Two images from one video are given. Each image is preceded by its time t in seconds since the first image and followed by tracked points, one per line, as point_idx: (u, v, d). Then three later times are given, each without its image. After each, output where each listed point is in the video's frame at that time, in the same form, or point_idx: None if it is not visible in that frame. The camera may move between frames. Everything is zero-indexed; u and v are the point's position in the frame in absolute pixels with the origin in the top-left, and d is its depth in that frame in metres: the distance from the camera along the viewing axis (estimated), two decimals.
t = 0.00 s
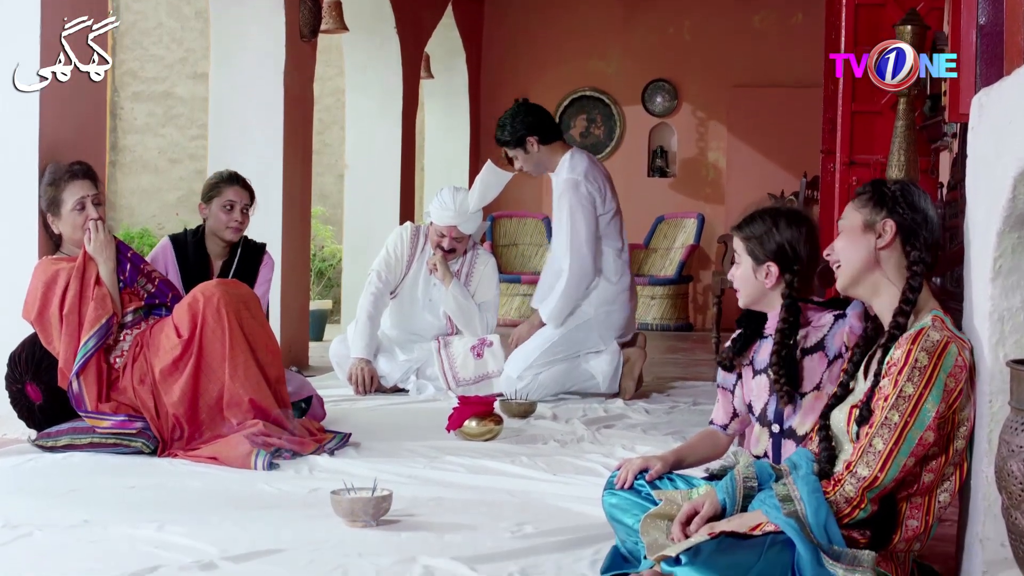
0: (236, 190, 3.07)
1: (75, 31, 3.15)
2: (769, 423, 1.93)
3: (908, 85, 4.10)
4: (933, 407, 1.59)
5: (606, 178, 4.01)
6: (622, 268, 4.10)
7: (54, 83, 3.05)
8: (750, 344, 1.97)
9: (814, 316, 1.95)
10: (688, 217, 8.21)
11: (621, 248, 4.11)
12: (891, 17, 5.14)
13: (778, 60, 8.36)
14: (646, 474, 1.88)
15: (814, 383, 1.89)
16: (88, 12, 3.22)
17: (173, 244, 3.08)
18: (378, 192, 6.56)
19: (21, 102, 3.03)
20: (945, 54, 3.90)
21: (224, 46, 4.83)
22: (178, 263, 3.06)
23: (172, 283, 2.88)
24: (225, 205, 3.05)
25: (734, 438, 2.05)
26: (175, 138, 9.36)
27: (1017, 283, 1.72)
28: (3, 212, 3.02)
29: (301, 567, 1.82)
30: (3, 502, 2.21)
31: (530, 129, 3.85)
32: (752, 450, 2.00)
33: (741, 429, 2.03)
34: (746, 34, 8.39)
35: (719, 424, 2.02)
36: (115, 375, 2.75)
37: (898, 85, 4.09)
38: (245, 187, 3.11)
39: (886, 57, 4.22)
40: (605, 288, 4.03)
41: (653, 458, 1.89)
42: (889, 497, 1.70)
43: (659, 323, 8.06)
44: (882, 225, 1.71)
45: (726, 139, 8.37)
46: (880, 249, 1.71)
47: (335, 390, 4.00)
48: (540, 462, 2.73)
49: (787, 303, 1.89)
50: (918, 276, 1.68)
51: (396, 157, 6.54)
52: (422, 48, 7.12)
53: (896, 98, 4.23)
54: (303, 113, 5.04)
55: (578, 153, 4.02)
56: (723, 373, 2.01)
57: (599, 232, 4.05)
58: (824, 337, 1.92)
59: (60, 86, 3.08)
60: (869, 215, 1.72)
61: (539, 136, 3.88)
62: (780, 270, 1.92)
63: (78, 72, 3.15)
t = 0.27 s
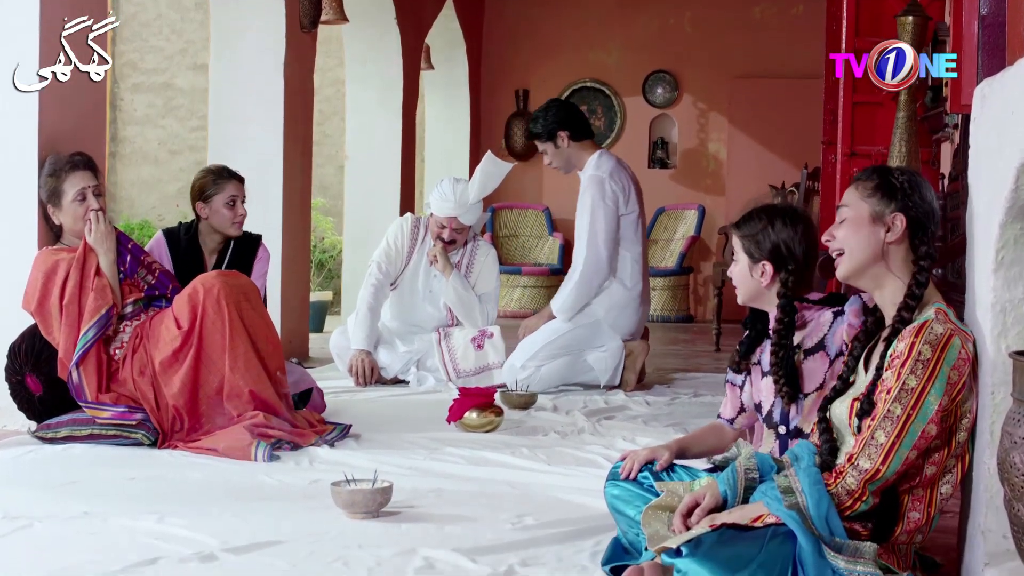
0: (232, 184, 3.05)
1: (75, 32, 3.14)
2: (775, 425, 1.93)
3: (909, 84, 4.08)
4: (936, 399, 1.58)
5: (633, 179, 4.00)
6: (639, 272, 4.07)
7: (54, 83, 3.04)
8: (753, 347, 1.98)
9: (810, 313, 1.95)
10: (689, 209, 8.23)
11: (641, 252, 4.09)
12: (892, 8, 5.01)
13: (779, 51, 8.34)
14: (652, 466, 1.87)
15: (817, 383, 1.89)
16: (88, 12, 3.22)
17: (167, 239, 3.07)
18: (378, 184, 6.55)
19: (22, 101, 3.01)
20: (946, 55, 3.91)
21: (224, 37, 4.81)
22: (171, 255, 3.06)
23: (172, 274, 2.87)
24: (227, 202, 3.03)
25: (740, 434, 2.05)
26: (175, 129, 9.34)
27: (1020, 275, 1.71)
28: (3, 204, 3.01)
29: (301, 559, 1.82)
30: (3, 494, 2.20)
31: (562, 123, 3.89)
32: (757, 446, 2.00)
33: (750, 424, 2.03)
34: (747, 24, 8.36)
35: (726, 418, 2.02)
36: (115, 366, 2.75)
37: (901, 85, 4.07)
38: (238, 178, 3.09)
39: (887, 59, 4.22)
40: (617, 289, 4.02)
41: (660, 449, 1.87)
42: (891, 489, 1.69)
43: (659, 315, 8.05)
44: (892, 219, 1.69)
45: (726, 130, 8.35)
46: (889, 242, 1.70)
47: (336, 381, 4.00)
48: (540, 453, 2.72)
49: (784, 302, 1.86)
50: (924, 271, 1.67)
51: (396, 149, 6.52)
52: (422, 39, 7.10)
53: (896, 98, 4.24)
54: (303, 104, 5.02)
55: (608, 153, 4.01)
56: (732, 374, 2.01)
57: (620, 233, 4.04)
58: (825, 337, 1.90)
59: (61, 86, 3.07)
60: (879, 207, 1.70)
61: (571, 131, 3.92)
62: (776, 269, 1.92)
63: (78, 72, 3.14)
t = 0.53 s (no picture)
0: (230, 179, 3.04)
1: (75, 32, 3.13)
2: (772, 415, 1.92)
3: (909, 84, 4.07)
4: (937, 392, 1.58)
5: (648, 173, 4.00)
6: (642, 267, 4.06)
7: (54, 84, 3.04)
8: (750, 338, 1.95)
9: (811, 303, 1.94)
10: (689, 202, 8.23)
11: (647, 248, 4.08)
12: None
13: (779, 43, 8.32)
14: (652, 461, 1.86)
15: (814, 372, 1.89)
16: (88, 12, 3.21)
17: (163, 232, 3.06)
18: (378, 177, 6.54)
19: (22, 102, 3.00)
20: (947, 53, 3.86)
21: (224, 30, 4.80)
22: (167, 246, 3.05)
23: (172, 266, 2.87)
24: (229, 197, 3.03)
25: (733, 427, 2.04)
26: (175, 122, 9.33)
27: (1021, 267, 1.71)
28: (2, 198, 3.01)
29: (301, 551, 1.82)
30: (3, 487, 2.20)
31: (582, 111, 3.86)
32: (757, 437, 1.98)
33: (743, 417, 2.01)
34: (748, 17, 8.33)
35: (721, 410, 2.01)
36: (115, 359, 2.75)
37: (902, 84, 4.06)
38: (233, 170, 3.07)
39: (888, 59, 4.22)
40: (618, 283, 4.02)
41: (659, 445, 1.88)
42: (891, 482, 1.69)
43: (660, 307, 8.04)
44: (900, 214, 1.68)
45: (726, 122, 8.33)
46: (897, 238, 1.69)
47: (336, 374, 3.99)
48: (540, 446, 2.72)
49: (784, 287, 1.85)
50: (927, 268, 1.67)
51: (396, 141, 6.51)
52: (422, 31, 7.08)
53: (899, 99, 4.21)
54: (303, 97, 5.01)
55: (624, 146, 4.01)
56: (726, 365, 2.00)
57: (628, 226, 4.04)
58: (822, 327, 1.90)
59: (61, 86, 3.07)
60: (887, 203, 1.68)
61: (590, 119, 3.90)
62: (776, 259, 1.92)
63: (78, 72, 3.14)
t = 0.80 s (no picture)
0: (238, 170, 3.05)
1: (75, 32, 3.13)
2: (768, 408, 1.93)
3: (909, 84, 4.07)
4: (938, 386, 1.58)
5: (652, 169, 3.99)
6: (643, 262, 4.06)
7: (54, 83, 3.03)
8: (746, 332, 1.96)
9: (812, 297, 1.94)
10: (689, 196, 8.23)
11: (649, 243, 4.08)
12: None
13: (780, 37, 8.30)
14: (652, 455, 1.86)
15: (808, 365, 1.88)
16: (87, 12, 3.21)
17: (168, 224, 3.06)
18: (378, 171, 6.53)
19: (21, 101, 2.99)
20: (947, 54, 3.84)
21: (223, 25, 4.79)
22: (173, 241, 3.05)
23: (172, 260, 2.87)
24: (238, 188, 3.04)
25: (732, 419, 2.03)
26: (175, 115, 9.32)
27: (1022, 261, 1.70)
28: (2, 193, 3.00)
29: (302, 545, 1.82)
30: (4, 481, 2.20)
31: (590, 104, 3.86)
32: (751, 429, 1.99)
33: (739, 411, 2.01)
34: (749, 10, 8.31)
35: (718, 406, 2.00)
36: (116, 352, 2.75)
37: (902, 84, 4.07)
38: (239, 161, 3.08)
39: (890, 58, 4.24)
40: (619, 277, 4.01)
41: (659, 439, 1.88)
42: (891, 476, 1.69)
43: (660, 301, 8.04)
44: (902, 218, 1.67)
45: (727, 116, 8.32)
46: (898, 240, 1.68)
47: (336, 368, 4.00)
48: (541, 440, 2.73)
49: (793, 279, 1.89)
50: (926, 269, 1.67)
51: (396, 135, 6.51)
52: (422, 25, 7.06)
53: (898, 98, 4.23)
54: (303, 90, 5.00)
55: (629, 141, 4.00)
56: (721, 360, 2.01)
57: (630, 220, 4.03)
58: (818, 319, 1.90)
59: (60, 86, 3.06)
60: (892, 204, 1.67)
61: (598, 113, 3.90)
62: (788, 249, 1.95)
63: (78, 72, 3.14)
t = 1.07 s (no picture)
0: (247, 164, 3.06)
1: (75, 31, 3.12)
2: (765, 403, 1.93)
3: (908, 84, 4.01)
4: (938, 380, 1.58)
5: (651, 164, 3.99)
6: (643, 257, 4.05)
7: (54, 84, 3.03)
8: (742, 330, 1.96)
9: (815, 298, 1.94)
10: (689, 191, 8.23)
11: (648, 237, 4.07)
12: None
13: (780, 32, 8.29)
14: (652, 450, 1.86)
15: (808, 358, 1.87)
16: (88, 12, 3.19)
17: (175, 217, 3.05)
18: (378, 166, 6.52)
19: (21, 101, 3.00)
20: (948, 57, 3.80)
21: (223, 22, 4.79)
22: (180, 236, 3.04)
23: (172, 255, 2.87)
24: (245, 180, 3.05)
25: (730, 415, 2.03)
26: (175, 111, 9.31)
27: (1023, 255, 1.70)
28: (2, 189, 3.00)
29: (302, 540, 1.82)
30: (3, 476, 2.20)
31: (590, 99, 3.85)
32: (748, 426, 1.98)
33: (736, 408, 2.01)
34: (750, 5, 8.29)
35: (714, 403, 2.00)
36: (116, 348, 2.75)
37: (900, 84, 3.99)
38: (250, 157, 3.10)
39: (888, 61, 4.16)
40: (619, 273, 4.02)
41: (658, 434, 1.88)
42: (892, 470, 1.69)
43: (660, 297, 8.05)
44: (907, 218, 1.66)
45: (727, 111, 8.31)
46: (901, 239, 1.68)
47: (336, 363, 4.00)
48: (541, 435, 2.73)
49: (799, 276, 1.94)
50: (929, 267, 1.67)
51: (397, 130, 6.50)
52: (422, 20, 7.05)
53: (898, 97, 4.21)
54: (303, 86, 4.99)
55: (627, 136, 4.00)
56: (716, 361, 2.00)
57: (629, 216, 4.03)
58: (815, 313, 1.89)
59: (60, 86, 3.05)
60: (897, 204, 1.66)
61: (597, 108, 3.89)
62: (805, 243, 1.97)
63: (78, 72, 3.13)
